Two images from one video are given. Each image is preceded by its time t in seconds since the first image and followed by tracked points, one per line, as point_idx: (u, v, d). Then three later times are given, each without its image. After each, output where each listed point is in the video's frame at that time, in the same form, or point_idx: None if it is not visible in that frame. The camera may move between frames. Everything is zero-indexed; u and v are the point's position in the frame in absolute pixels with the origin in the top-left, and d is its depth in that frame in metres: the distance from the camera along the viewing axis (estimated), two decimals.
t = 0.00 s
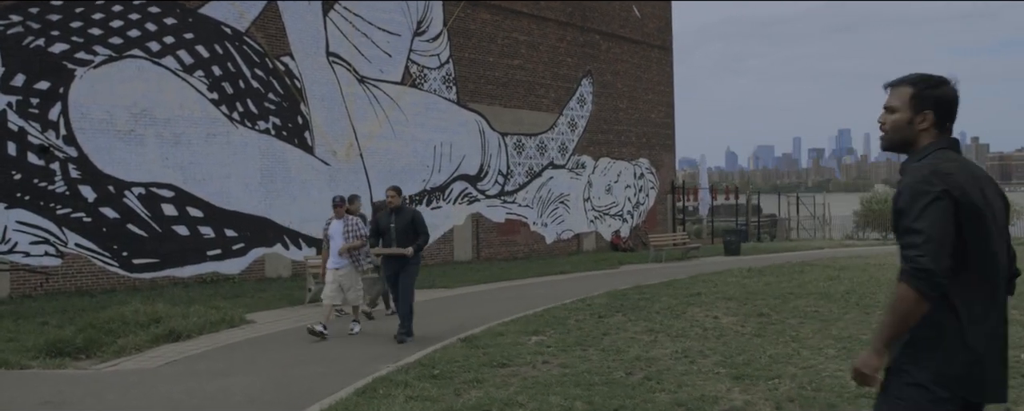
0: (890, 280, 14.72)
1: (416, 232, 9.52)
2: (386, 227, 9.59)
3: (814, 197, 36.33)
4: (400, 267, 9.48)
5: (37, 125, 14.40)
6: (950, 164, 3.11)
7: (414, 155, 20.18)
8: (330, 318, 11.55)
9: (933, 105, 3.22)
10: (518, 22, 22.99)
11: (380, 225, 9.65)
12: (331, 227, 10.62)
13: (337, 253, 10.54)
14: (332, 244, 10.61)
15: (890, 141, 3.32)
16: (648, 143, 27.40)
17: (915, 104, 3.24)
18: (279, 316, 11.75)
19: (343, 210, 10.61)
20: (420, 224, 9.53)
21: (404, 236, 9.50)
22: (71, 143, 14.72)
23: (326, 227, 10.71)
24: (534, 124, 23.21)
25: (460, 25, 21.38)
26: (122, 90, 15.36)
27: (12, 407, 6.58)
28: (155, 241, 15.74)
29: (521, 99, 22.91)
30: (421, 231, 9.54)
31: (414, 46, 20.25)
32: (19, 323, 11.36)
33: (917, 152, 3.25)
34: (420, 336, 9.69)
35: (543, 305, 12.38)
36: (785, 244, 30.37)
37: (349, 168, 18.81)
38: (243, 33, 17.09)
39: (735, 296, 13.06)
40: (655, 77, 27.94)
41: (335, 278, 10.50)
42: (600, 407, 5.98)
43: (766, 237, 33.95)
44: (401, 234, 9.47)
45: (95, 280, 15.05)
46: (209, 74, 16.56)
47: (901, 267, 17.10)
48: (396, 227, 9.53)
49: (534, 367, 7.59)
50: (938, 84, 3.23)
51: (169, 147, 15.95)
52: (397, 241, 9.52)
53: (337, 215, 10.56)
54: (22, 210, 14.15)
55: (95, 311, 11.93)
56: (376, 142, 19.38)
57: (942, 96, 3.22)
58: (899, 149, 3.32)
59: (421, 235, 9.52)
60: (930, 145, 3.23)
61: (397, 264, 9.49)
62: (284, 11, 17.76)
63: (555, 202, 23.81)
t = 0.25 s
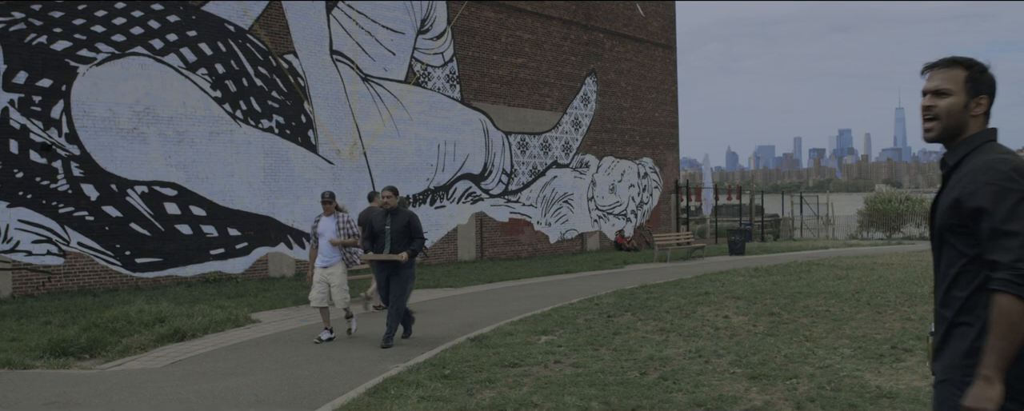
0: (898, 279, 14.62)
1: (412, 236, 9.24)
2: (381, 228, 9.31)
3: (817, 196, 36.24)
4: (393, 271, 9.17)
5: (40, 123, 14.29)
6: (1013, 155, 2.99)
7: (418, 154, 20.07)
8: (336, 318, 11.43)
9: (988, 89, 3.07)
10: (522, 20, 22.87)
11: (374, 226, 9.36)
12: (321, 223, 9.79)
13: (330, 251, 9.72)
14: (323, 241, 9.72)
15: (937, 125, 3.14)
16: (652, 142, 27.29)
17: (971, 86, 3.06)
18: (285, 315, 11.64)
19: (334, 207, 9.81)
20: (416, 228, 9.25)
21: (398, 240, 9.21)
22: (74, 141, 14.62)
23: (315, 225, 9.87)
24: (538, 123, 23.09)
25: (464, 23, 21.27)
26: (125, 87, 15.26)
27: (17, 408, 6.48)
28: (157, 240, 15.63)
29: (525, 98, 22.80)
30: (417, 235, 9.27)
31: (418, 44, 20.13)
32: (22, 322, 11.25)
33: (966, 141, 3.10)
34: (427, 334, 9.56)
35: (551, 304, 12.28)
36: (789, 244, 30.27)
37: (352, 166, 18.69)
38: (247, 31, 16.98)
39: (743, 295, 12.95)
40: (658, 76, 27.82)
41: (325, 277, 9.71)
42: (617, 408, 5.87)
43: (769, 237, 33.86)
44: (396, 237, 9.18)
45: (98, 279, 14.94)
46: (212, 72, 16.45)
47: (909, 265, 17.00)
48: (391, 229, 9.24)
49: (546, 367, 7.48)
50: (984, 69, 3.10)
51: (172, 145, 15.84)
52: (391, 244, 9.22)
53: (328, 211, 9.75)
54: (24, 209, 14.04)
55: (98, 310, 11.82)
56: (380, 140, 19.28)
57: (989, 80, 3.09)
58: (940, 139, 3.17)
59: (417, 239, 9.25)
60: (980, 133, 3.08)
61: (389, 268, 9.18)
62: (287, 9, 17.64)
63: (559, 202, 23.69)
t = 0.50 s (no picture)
0: (907, 279, 14.53)
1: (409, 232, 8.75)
2: (377, 224, 8.85)
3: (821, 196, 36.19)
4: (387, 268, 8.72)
5: (44, 122, 14.21)
6: None
7: (423, 153, 19.97)
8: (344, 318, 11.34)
9: None
10: (527, 19, 22.78)
11: (371, 221, 8.91)
12: (317, 224, 9.36)
13: (326, 252, 9.25)
14: (319, 243, 9.27)
15: (993, 114, 2.94)
16: (656, 142, 27.22)
17: None
18: (292, 315, 11.55)
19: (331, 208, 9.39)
20: (414, 224, 8.76)
21: (394, 236, 8.74)
22: (78, 139, 14.53)
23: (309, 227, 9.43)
24: (543, 122, 23.00)
25: (469, 22, 21.18)
26: (129, 86, 15.17)
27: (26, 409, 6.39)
28: (162, 240, 15.54)
29: (530, 97, 22.71)
30: (414, 232, 8.78)
31: (423, 43, 20.03)
32: (28, 322, 11.17)
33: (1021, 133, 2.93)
34: (438, 334, 9.46)
35: (560, 304, 12.18)
36: (793, 244, 30.19)
37: (357, 166, 18.60)
38: (252, 29, 16.89)
39: (753, 294, 12.87)
40: (663, 76, 27.73)
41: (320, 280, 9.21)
42: (637, 408, 5.80)
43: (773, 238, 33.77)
44: (391, 233, 8.71)
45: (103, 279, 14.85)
46: (217, 71, 16.36)
47: (917, 265, 16.92)
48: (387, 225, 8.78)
49: (561, 368, 7.39)
50: None
51: (177, 144, 15.75)
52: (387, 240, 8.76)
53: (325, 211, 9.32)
54: (29, 208, 13.96)
55: (104, 310, 11.74)
56: (385, 140, 19.18)
57: None
58: (994, 130, 2.97)
59: (414, 236, 8.76)
60: None
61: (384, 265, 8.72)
62: (292, 7, 17.54)
63: (563, 202, 23.61)
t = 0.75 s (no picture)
0: (919, 279, 14.45)
1: (409, 235, 8.38)
2: (375, 227, 8.46)
3: (826, 196, 36.11)
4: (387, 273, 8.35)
5: (52, 120, 14.13)
6: None
7: (430, 153, 19.89)
8: (355, 318, 11.25)
9: None
10: (534, 19, 22.70)
11: (368, 225, 8.52)
12: (316, 221, 8.77)
13: (326, 251, 8.73)
14: (319, 241, 8.71)
15: None
16: (662, 142, 27.14)
17: None
18: (303, 315, 11.47)
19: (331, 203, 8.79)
20: (414, 226, 8.39)
21: (394, 239, 8.36)
22: (86, 138, 14.46)
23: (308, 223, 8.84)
24: (549, 121, 22.92)
25: (477, 21, 21.10)
26: (137, 84, 15.10)
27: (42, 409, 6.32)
28: (170, 239, 15.47)
29: (537, 96, 22.63)
30: (414, 234, 8.41)
31: (431, 42, 19.95)
32: (37, 321, 11.09)
33: None
34: (453, 334, 9.38)
35: (572, 304, 12.10)
36: (799, 244, 30.11)
37: (364, 165, 18.52)
38: (259, 28, 16.81)
39: (765, 294, 12.79)
40: (669, 75, 27.65)
41: (320, 280, 8.72)
42: (662, 409, 5.74)
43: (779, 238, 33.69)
44: (391, 236, 8.33)
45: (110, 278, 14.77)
46: (225, 69, 16.28)
47: (927, 266, 16.84)
48: (386, 228, 8.39)
49: (580, 367, 7.32)
50: None
51: (185, 143, 15.68)
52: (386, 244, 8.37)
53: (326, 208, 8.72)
54: (36, 207, 13.89)
55: (114, 309, 11.67)
56: (393, 139, 19.10)
57: None
58: None
59: (414, 238, 8.39)
60: None
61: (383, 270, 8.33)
62: (299, 6, 17.48)
63: (570, 201, 23.53)
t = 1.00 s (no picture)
0: (936, 278, 14.36)
1: (416, 227, 7.92)
2: (379, 222, 7.96)
3: (834, 196, 36.02)
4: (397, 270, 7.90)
5: (63, 119, 14.08)
6: None
7: (440, 152, 19.82)
8: (370, 317, 11.18)
9: None
10: (543, 17, 22.63)
11: (371, 221, 8.02)
12: (318, 225, 8.34)
13: (329, 255, 8.33)
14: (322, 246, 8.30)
15: None
16: (671, 141, 27.06)
17: None
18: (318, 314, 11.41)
19: (333, 204, 8.32)
20: (420, 218, 7.93)
21: (401, 234, 7.89)
22: (97, 136, 14.40)
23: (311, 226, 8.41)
24: (559, 121, 22.85)
25: (486, 20, 21.03)
26: (148, 83, 15.03)
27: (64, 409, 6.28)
28: (180, 238, 15.40)
29: (547, 95, 22.56)
30: (421, 226, 7.95)
31: (440, 40, 19.88)
32: (51, 320, 11.05)
33: None
34: (472, 334, 9.30)
35: (587, 303, 12.03)
36: (808, 244, 30.00)
37: (374, 164, 18.46)
38: (270, 26, 16.74)
39: (781, 294, 12.71)
40: (678, 74, 27.56)
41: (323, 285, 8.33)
42: (692, 409, 5.68)
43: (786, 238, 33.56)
44: (397, 231, 7.86)
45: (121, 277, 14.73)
46: (236, 68, 16.22)
47: (942, 265, 16.74)
48: (391, 223, 7.91)
49: (604, 367, 7.25)
50: None
51: (196, 142, 15.62)
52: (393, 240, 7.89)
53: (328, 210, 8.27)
54: (47, 206, 13.85)
55: (128, 309, 11.61)
56: (403, 138, 19.03)
57: None
58: None
59: (421, 231, 7.94)
60: None
61: (390, 268, 7.91)
62: (310, 5, 17.42)
63: (579, 201, 23.45)
